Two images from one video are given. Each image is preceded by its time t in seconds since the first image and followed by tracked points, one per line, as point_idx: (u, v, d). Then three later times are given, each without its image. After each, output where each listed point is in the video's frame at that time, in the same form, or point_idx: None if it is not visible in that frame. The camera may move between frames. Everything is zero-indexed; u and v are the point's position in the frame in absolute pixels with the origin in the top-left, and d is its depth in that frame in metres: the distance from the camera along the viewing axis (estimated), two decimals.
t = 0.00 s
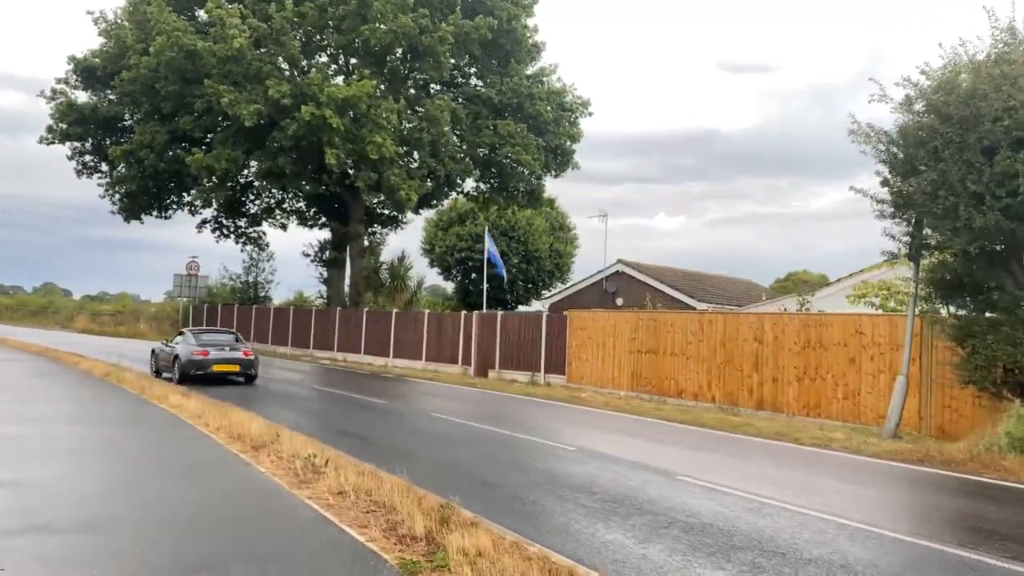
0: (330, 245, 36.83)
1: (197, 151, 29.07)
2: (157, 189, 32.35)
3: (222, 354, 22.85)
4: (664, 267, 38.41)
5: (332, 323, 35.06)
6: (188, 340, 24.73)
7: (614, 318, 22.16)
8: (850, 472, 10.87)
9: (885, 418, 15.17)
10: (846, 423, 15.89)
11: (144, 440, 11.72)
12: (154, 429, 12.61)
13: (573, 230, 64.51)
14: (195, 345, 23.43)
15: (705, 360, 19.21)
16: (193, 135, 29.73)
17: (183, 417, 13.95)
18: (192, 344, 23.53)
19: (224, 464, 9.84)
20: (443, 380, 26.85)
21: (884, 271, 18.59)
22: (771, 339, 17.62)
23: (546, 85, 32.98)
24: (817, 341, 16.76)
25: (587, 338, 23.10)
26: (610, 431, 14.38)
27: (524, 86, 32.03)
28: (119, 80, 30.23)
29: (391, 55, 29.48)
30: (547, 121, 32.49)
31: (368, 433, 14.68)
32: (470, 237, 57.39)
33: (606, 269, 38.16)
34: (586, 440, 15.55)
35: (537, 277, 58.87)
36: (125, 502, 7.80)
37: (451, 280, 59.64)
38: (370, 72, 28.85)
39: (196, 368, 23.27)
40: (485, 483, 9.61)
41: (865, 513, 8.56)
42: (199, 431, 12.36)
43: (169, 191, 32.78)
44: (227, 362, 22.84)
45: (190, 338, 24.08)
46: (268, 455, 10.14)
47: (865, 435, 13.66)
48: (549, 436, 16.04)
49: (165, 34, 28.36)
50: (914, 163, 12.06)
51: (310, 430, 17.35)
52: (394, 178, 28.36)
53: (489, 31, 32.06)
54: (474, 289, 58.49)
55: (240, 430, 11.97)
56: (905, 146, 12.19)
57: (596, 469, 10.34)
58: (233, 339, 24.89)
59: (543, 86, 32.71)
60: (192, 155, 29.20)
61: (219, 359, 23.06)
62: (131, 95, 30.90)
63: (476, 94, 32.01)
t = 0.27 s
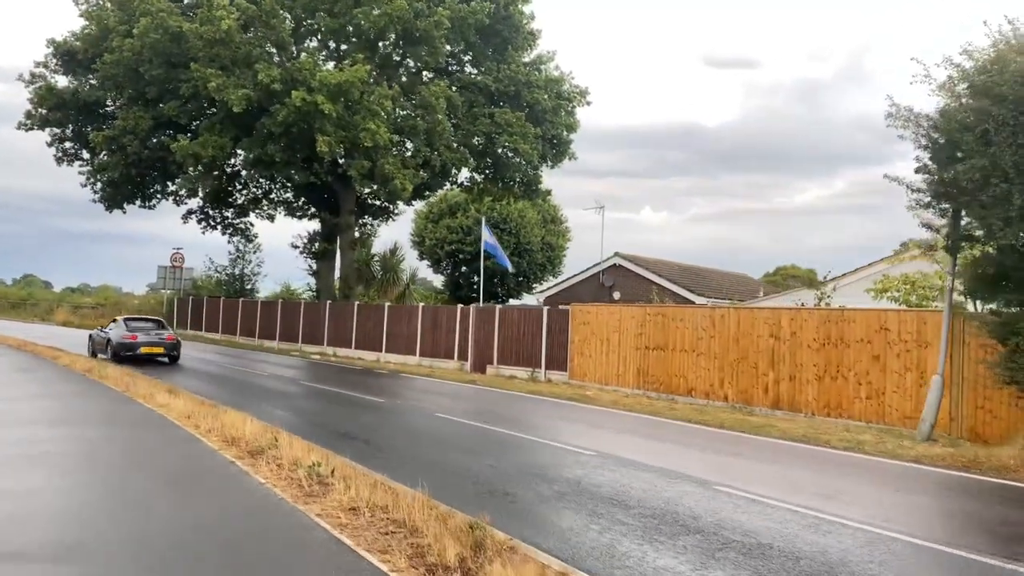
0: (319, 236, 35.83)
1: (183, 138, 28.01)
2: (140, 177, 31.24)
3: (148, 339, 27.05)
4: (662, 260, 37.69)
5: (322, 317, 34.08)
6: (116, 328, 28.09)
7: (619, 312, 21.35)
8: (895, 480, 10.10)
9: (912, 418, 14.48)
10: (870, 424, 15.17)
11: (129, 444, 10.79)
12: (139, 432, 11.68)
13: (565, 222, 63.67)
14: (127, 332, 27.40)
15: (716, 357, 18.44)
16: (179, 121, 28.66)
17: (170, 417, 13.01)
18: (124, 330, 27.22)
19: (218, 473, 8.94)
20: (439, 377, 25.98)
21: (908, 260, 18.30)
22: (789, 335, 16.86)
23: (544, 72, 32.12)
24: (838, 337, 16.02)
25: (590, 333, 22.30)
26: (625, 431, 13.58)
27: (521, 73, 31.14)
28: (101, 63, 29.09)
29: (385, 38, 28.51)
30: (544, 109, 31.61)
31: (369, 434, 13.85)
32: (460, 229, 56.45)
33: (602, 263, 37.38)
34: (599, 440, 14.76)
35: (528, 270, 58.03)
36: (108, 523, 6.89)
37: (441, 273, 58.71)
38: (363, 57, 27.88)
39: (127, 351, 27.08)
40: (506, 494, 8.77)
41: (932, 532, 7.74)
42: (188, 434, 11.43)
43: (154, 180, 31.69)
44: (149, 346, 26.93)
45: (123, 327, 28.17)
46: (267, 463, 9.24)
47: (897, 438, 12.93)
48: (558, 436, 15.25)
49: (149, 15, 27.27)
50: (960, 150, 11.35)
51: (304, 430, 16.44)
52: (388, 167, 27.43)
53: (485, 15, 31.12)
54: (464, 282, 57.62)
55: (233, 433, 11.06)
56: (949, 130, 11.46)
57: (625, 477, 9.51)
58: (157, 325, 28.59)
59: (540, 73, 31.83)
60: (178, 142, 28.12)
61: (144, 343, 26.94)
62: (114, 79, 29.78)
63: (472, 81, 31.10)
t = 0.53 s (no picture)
0: (309, 231, 34.81)
1: (168, 128, 26.90)
2: (123, 169, 30.07)
3: (82, 327, 28.53)
4: (660, 257, 36.93)
5: (311, 314, 33.08)
6: (54, 319, 29.55)
7: (626, 310, 20.52)
8: (951, 494, 9.32)
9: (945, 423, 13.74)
10: (898, 429, 14.44)
11: (114, 455, 9.83)
12: (123, 440, 10.71)
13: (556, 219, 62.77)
14: (62, 321, 28.89)
15: (731, 358, 17.65)
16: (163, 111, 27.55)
17: (159, 424, 12.04)
18: (59, 320, 28.66)
19: (216, 491, 8.02)
20: (436, 377, 25.09)
21: (932, 255, 18.59)
22: (810, 335, 16.12)
23: (542, 63, 31.25)
24: (862, 337, 15.28)
25: (595, 332, 21.49)
26: (647, 437, 12.74)
27: (519, 64, 30.27)
28: (82, 50, 27.91)
29: (379, 25, 27.57)
30: (542, 101, 30.72)
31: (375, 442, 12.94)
32: (450, 225, 55.48)
33: (599, 259, 36.57)
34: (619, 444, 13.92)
35: (519, 267, 57.13)
36: (93, 557, 5.98)
37: (430, 270, 57.71)
38: (357, 45, 26.91)
39: (64, 340, 28.48)
40: (538, 514, 7.90)
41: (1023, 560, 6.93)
42: (178, 444, 10.48)
43: (137, 171, 30.53)
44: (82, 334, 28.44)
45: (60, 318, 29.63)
46: (270, 479, 8.34)
47: (938, 445, 12.17)
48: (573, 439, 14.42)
49: None
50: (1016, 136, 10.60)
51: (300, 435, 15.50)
52: (383, 159, 26.47)
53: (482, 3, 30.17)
54: (453, 279, 56.67)
55: (229, 443, 10.14)
56: (999, 117, 10.79)
57: (664, 493, 8.66)
58: (92, 315, 29.96)
59: (538, 64, 30.94)
60: (162, 132, 27.00)
61: (78, 333, 28.40)
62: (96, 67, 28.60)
63: (468, 72, 30.19)
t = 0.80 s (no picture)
0: (303, 230, 33.88)
1: (159, 121, 25.93)
2: (110, 164, 29.07)
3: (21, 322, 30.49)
4: (662, 258, 36.19)
5: (305, 315, 32.14)
6: None
7: (639, 311, 19.77)
8: None
9: (988, 433, 13.04)
10: (936, 438, 13.72)
11: (109, 471, 8.96)
12: (119, 454, 9.85)
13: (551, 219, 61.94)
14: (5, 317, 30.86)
15: (754, 362, 16.94)
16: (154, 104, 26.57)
17: (156, 434, 11.17)
18: None
19: (227, 514, 7.20)
20: (438, 380, 24.24)
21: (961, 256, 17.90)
22: (840, 339, 15.41)
23: (544, 58, 30.42)
24: (897, 341, 14.59)
25: (605, 335, 20.70)
26: (678, 448, 12.01)
27: (521, 59, 29.45)
28: (69, 41, 26.88)
29: (379, 16, 26.68)
30: (545, 97, 29.92)
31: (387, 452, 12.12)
32: (444, 225, 54.58)
33: (600, 260, 35.80)
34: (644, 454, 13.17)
35: (514, 268, 56.28)
36: None
37: (423, 270, 56.79)
38: (356, 36, 26.02)
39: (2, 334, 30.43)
40: (587, 539, 7.13)
41: None
42: (180, 457, 9.62)
43: (125, 167, 29.53)
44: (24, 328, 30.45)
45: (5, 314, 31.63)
46: (287, 501, 7.50)
47: (988, 458, 11.48)
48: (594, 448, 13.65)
49: None
50: None
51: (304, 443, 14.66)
52: (382, 154, 25.61)
53: None
54: (447, 280, 55.77)
55: (236, 458, 9.29)
56: None
57: (720, 515, 7.92)
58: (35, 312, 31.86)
59: (541, 59, 30.13)
60: (153, 126, 26.01)
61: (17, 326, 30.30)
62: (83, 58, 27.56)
63: (469, 66, 29.34)
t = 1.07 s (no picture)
0: (301, 232, 33.00)
1: (155, 118, 25.05)
2: (104, 163, 28.16)
3: None
4: (668, 262, 35.49)
5: (304, 319, 31.25)
6: None
7: (657, 316, 18.97)
8: None
9: None
10: (983, 453, 12.98)
11: (110, 494, 8.10)
12: (120, 472, 9.01)
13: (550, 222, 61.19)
14: None
15: (783, 371, 16.19)
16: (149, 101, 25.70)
17: (158, 450, 10.33)
18: None
19: (250, 548, 6.39)
20: (444, 388, 23.42)
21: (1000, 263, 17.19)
22: (877, 347, 14.68)
23: (551, 56, 29.69)
24: (939, 350, 13.86)
25: (621, 341, 19.91)
26: (720, 464, 11.24)
27: (529, 57, 28.71)
28: (61, 35, 25.98)
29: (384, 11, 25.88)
30: (552, 97, 29.17)
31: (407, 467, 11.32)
32: (441, 228, 53.77)
33: (606, 263, 35.07)
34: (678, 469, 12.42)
35: (512, 272, 55.49)
36: None
37: (420, 274, 55.94)
38: (360, 32, 25.22)
39: None
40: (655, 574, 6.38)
41: None
42: (187, 477, 8.77)
43: (119, 165, 28.62)
44: None
45: None
46: (315, 532, 6.66)
47: None
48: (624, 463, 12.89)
49: None
50: None
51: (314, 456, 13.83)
52: (386, 153, 24.80)
53: None
54: (444, 284, 54.93)
55: (251, 480, 8.45)
56: None
57: (794, 546, 7.18)
58: None
59: (548, 57, 29.39)
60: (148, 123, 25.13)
61: None
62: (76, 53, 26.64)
63: (475, 65, 28.57)
